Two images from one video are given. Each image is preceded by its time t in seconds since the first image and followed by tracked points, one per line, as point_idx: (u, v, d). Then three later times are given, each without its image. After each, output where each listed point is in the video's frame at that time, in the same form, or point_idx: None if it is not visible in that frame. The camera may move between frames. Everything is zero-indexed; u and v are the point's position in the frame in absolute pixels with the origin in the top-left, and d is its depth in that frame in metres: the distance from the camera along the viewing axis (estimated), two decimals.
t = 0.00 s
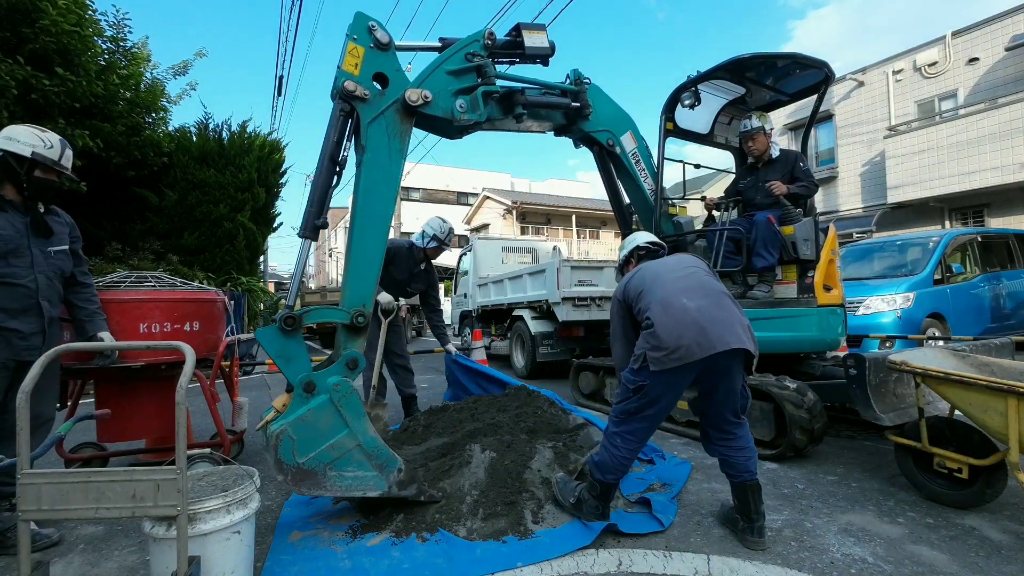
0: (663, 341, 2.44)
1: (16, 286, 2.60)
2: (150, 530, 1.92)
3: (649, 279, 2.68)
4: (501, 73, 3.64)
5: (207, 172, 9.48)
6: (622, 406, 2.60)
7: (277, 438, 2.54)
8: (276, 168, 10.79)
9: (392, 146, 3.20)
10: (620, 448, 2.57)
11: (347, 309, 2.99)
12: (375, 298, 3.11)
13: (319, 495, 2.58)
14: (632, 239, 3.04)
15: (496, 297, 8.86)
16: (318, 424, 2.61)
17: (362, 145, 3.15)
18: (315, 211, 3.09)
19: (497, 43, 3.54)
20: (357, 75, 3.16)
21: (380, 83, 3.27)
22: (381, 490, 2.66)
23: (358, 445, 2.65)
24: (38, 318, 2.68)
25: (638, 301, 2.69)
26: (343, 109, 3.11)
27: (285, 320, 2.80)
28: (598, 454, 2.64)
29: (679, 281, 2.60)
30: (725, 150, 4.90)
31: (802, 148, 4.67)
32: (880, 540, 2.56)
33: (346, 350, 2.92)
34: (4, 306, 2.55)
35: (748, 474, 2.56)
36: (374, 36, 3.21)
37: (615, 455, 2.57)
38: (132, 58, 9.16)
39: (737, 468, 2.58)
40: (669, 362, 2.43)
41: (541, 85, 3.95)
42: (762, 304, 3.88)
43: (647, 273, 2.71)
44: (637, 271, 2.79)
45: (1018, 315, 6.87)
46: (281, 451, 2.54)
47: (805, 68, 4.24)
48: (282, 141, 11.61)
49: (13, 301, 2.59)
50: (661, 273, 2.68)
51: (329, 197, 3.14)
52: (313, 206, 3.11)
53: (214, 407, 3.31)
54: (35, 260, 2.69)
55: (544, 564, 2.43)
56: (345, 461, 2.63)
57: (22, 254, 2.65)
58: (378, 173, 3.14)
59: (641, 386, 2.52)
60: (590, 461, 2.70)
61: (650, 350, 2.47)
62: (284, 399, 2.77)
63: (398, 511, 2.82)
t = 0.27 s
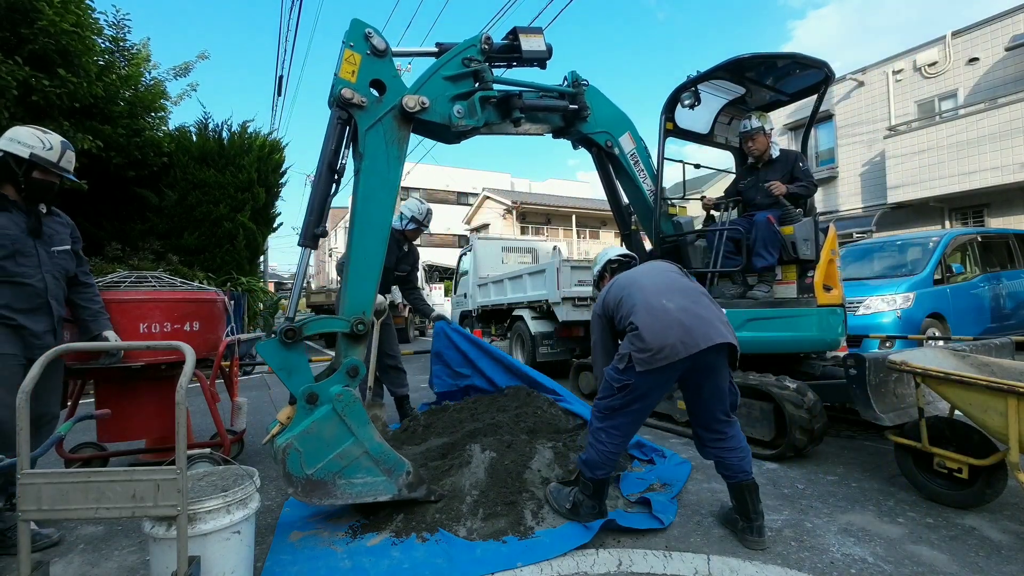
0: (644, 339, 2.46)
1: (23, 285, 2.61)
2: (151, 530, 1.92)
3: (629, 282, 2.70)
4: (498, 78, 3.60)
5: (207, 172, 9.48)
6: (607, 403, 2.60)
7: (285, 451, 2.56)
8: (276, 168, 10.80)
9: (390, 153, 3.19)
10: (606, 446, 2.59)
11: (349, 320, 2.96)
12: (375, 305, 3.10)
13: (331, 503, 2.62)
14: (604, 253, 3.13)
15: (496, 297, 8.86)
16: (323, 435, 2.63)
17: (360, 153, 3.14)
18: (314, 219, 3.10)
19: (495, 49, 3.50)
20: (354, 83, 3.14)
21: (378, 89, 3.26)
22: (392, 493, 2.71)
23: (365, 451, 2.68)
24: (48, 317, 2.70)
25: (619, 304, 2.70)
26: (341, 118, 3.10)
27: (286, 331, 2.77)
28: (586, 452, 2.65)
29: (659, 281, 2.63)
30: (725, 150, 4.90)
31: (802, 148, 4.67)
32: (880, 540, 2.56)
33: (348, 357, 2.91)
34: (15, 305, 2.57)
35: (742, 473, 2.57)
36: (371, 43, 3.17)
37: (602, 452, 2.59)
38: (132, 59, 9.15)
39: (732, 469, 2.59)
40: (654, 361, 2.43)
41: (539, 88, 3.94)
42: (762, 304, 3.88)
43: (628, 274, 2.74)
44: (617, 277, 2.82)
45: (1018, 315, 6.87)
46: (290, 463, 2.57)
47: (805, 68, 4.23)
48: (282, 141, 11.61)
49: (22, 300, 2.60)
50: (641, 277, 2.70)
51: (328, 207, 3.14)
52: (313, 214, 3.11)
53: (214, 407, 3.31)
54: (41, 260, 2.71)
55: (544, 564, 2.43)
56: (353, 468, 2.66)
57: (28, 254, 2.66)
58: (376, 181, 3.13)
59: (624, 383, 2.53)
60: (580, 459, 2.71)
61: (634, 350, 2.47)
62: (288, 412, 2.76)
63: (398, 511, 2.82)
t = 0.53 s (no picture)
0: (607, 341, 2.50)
1: (30, 281, 2.59)
2: (151, 530, 1.92)
3: (592, 284, 2.74)
4: (497, 82, 3.60)
5: (207, 172, 9.48)
6: (577, 404, 2.64)
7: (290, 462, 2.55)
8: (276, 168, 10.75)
9: (388, 159, 3.18)
10: (580, 445, 2.66)
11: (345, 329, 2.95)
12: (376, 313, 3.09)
13: (340, 511, 2.62)
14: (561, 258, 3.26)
15: (496, 297, 8.86)
16: (328, 444, 2.62)
17: (358, 160, 3.14)
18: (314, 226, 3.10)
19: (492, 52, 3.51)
20: (352, 89, 3.16)
21: (375, 95, 3.27)
22: (399, 497, 2.71)
23: (370, 457, 2.68)
24: (54, 314, 2.68)
25: (581, 306, 2.73)
26: (338, 124, 3.12)
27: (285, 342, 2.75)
28: (563, 450, 2.71)
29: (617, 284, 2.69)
30: (725, 150, 4.90)
31: (802, 148, 4.66)
32: (880, 540, 2.56)
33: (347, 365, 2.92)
34: (23, 302, 2.55)
35: (727, 469, 2.58)
36: (368, 49, 3.20)
37: (579, 450, 2.65)
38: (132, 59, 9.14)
39: (715, 466, 2.59)
40: (620, 364, 2.46)
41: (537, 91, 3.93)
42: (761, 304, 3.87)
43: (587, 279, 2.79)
44: (578, 282, 2.86)
45: (1018, 315, 6.87)
46: (297, 474, 2.56)
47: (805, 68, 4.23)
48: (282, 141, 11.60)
49: (27, 298, 2.57)
50: (603, 280, 2.74)
51: (327, 214, 3.14)
52: (313, 219, 3.12)
53: (215, 407, 3.31)
54: (46, 257, 2.69)
55: (544, 564, 2.43)
56: (360, 476, 2.66)
57: (34, 251, 2.64)
58: (375, 187, 3.12)
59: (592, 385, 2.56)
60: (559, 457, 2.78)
61: (600, 354, 2.50)
62: (292, 421, 2.74)
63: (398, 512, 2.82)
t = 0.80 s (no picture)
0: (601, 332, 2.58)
1: (42, 280, 2.57)
2: (151, 530, 1.92)
3: (584, 273, 2.82)
4: (495, 87, 3.60)
5: (207, 172, 9.48)
6: (576, 398, 2.71)
7: (301, 476, 2.55)
8: (276, 168, 10.86)
9: (387, 166, 3.18)
10: (582, 440, 2.69)
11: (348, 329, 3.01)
12: (376, 320, 3.10)
13: (354, 519, 2.62)
14: (558, 235, 3.24)
15: (496, 297, 8.85)
16: (336, 455, 2.61)
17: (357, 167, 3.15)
18: (312, 236, 3.10)
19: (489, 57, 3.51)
20: (350, 97, 3.16)
21: (373, 102, 3.28)
22: (413, 499, 2.74)
23: (379, 462, 2.68)
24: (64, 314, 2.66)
25: (575, 295, 2.81)
26: (337, 132, 3.12)
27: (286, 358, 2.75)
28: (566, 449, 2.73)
29: (609, 274, 2.77)
30: (725, 150, 4.90)
31: (802, 148, 4.66)
32: (880, 540, 2.56)
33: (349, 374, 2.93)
34: (32, 301, 2.52)
35: (709, 441, 2.81)
36: (365, 56, 3.21)
37: (580, 447, 2.68)
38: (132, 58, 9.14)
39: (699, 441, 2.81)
40: (613, 352, 2.57)
41: (536, 95, 3.92)
42: (761, 304, 3.88)
43: (579, 267, 2.87)
44: (569, 265, 2.94)
45: (1018, 315, 6.87)
46: (309, 488, 2.56)
47: (805, 68, 4.23)
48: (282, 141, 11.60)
49: (38, 297, 2.55)
50: (595, 268, 2.82)
51: (327, 223, 3.14)
52: (311, 228, 3.10)
53: (214, 407, 3.31)
54: (57, 257, 2.68)
55: (544, 564, 2.43)
56: (371, 482, 2.67)
57: (45, 251, 2.63)
58: (374, 194, 3.13)
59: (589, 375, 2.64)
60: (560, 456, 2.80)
61: (594, 343, 2.60)
62: (298, 436, 2.75)
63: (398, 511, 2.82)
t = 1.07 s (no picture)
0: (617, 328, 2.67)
1: (54, 278, 2.58)
2: (151, 530, 1.92)
3: (609, 268, 2.90)
4: (493, 91, 3.60)
5: (207, 172, 9.48)
6: (583, 394, 2.76)
7: (305, 483, 2.55)
8: (275, 168, 10.87)
9: (386, 172, 3.18)
10: (586, 433, 2.74)
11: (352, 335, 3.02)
12: (376, 326, 3.09)
13: (358, 526, 2.61)
14: (598, 223, 3.28)
15: (496, 297, 8.84)
16: (338, 463, 2.60)
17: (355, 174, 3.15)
18: (311, 242, 3.09)
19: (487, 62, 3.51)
20: (348, 103, 3.16)
21: (371, 108, 3.28)
22: (416, 502, 2.74)
23: (381, 467, 2.68)
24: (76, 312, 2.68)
25: (598, 288, 2.90)
26: (335, 139, 3.12)
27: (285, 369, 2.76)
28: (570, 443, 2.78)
29: (631, 273, 2.85)
30: (725, 150, 4.90)
31: (802, 148, 4.66)
32: (880, 540, 2.56)
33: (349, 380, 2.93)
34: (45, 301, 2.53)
35: (705, 454, 2.84)
36: (362, 61, 3.20)
37: (584, 440, 2.73)
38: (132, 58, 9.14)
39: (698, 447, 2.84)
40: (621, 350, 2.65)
41: (533, 98, 3.92)
42: (760, 304, 3.88)
43: (603, 265, 2.93)
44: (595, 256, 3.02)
45: (1018, 316, 6.87)
46: (313, 496, 2.56)
47: (805, 68, 4.22)
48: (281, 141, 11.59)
49: (52, 297, 2.56)
50: (621, 264, 2.89)
51: (326, 229, 3.15)
52: (311, 235, 3.11)
53: (214, 406, 3.31)
54: (65, 253, 2.68)
55: (544, 564, 2.43)
56: (374, 488, 2.66)
57: (55, 248, 2.63)
58: (373, 200, 3.14)
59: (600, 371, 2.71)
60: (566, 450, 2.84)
61: (605, 337, 2.70)
62: (300, 444, 2.78)
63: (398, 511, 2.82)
